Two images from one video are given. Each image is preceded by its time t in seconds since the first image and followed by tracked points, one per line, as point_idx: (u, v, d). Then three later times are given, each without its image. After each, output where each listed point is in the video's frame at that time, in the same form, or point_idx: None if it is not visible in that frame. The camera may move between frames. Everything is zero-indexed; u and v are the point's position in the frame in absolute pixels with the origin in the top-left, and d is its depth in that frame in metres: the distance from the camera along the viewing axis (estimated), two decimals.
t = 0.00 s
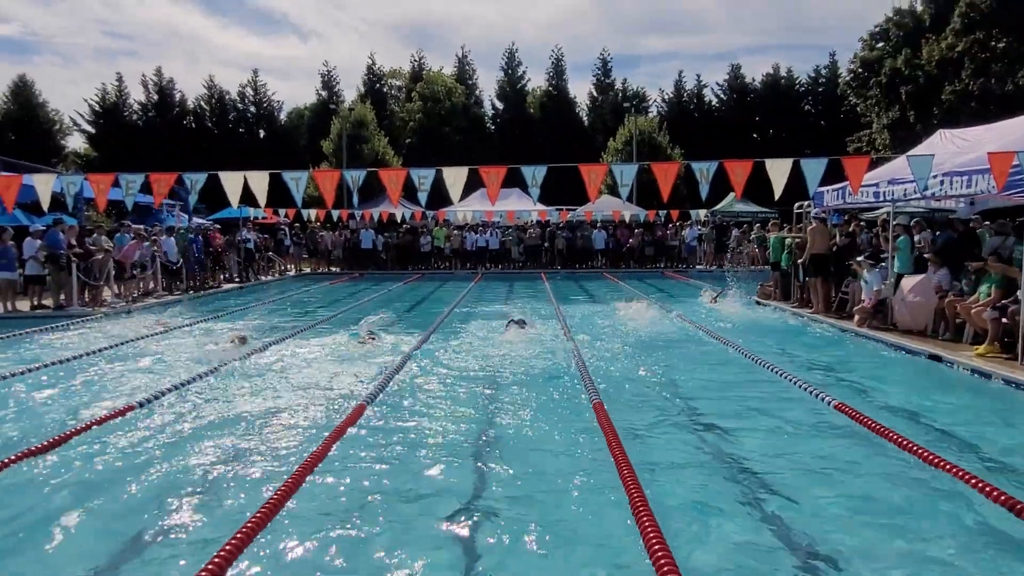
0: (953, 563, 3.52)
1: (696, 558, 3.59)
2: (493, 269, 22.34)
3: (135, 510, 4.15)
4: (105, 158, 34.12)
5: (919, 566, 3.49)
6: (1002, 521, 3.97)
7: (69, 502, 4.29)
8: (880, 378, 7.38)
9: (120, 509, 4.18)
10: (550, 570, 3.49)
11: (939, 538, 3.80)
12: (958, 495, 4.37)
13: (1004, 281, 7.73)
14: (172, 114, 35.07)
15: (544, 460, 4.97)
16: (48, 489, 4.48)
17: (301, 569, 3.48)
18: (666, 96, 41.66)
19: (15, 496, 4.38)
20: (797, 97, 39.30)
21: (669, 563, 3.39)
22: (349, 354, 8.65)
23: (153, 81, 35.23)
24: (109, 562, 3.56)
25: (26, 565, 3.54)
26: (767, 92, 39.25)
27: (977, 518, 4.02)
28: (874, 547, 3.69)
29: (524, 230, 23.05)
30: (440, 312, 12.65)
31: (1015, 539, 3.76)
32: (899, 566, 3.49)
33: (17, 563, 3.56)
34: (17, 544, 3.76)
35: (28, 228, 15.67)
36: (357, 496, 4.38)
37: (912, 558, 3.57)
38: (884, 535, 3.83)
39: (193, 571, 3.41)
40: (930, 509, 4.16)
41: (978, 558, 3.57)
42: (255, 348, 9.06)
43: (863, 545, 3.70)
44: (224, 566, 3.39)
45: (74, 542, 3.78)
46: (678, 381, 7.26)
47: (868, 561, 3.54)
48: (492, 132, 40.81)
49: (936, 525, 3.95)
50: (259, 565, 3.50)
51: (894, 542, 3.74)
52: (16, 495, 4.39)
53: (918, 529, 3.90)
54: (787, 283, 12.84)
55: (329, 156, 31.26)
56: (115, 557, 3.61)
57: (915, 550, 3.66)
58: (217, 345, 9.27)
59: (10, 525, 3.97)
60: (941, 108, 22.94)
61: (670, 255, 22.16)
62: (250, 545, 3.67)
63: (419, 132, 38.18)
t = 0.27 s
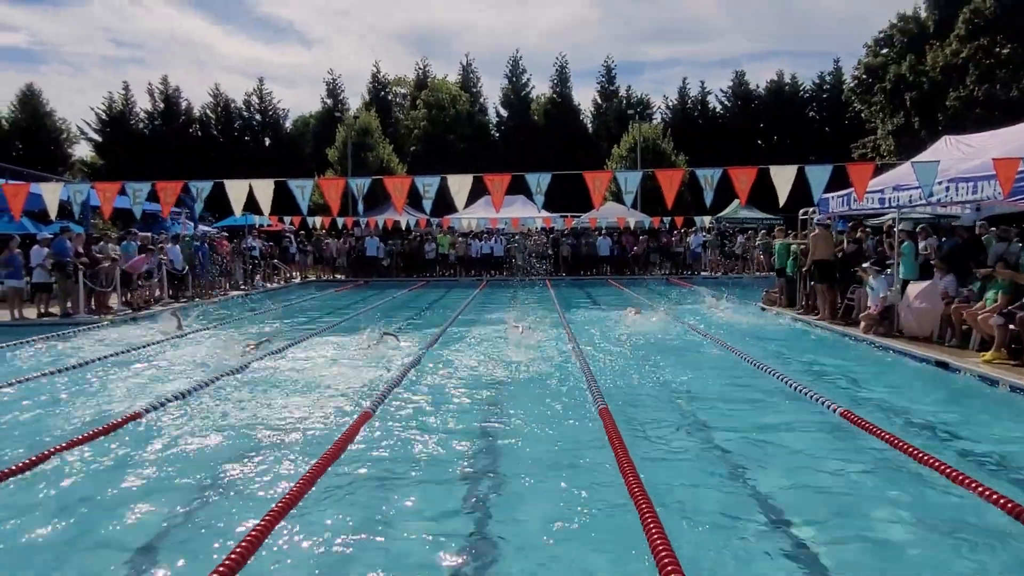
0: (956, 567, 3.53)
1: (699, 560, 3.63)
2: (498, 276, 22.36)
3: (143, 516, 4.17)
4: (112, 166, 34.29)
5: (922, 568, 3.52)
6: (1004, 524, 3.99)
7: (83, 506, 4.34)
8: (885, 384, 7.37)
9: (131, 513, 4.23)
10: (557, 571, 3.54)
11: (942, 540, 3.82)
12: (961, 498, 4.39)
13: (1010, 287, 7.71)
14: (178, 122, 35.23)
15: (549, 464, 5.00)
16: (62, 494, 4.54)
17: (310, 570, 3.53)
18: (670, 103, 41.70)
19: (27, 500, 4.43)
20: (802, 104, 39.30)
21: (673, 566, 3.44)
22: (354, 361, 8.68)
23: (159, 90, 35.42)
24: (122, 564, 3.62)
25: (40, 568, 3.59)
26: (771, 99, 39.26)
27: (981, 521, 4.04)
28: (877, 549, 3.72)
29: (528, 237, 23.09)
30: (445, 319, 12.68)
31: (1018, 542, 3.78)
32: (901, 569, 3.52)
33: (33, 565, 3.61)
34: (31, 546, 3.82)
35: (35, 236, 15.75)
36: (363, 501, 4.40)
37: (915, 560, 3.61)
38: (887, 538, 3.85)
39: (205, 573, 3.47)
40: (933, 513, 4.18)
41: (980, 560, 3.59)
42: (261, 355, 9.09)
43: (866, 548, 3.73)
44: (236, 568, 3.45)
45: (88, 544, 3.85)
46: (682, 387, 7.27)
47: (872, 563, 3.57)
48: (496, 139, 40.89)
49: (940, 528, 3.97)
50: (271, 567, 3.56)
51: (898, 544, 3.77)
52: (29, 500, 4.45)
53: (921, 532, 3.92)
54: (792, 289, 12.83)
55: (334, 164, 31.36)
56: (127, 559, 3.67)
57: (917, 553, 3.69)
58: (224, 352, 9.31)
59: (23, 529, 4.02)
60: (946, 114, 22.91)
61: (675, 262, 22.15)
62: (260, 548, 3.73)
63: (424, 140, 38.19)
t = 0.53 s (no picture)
0: (951, 568, 3.53)
1: (698, 561, 3.62)
2: (496, 276, 22.35)
3: (139, 517, 4.15)
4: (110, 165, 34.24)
5: (921, 570, 3.51)
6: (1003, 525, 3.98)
7: (79, 506, 4.32)
8: (882, 385, 7.37)
9: (128, 513, 4.21)
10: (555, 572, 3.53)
11: (941, 542, 3.82)
12: (959, 500, 4.38)
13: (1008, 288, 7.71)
14: (176, 122, 35.17)
15: (547, 465, 4.98)
16: (59, 494, 4.53)
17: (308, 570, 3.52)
18: (668, 103, 41.71)
19: (23, 500, 4.42)
20: (800, 104, 39.33)
21: (670, 565, 3.44)
22: (351, 361, 8.67)
23: (157, 89, 35.36)
24: (120, 564, 3.61)
25: (36, 568, 3.58)
26: (769, 99, 39.30)
27: (980, 523, 4.03)
28: (876, 551, 3.71)
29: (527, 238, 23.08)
30: (443, 319, 12.67)
31: (1018, 543, 3.77)
32: (901, 571, 3.51)
33: (28, 566, 3.60)
34: (28, 547, 3.81)
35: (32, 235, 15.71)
36: (361, 501, 4.39)
37: (913, 561, 3.60)
38: (885, 539, 3.84)
39: (202, 573, 3.46)
40: (932, 514, 4.17)
41: (979, 561, 3.59)
42: (258, 355, 9.06)
43: (864, 550, 3.72)
44: (233, 567, 3.44)
45: (85, 544, 3.83)
46: (679, 387, 7.26)
47: (871, 565, 3.56)
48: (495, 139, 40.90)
49: (938, 530, 3.96)
50: (268, 566, 3.56)
51: (896, 546, 3.77)
52: (26, 500, 4.43)
53: (920, 533, 3.91)
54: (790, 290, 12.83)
55: (332, 164, 31.34)
56: (124, 559, 3.66)
57: (915, 554, 3.68)
58: (222, 352, 9.30)
59: (19, 530, 4.00)
60: (943, 115, 22.94)
61: (673, 262, 22.15)
62: (257, 548, 3.72)
63: (422, 140, 38.14)
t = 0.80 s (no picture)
0: (942, 567, 3.55)
1: (688, 560, 3.64)
2: (488, 275, 22.34)
3: (128, 516, 4.13)
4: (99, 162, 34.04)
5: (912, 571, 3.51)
6: (994, 527, 3.98)
7: (68, 505, 4.29)
8: (872, 384, 7.41)
9: (118, 512, 4.19)
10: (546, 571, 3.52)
11: (933, 543, 3.82)
12: (950, 501, 4.38)
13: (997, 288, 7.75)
14: (166, 119, 35.00)
15: (539, 464, 4.99)
16: (47, 492, 4.49)
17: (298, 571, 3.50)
18: (661, 103, 41.77)
19: (10, 499, 4.38)
20: (791, 104, 39.46)
21: (661, 566, 3.44)
22: (343, 360, 8.64)
23: (148, 86, 35.17)
24: (108, 563, 3.58)
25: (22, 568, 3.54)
26: (761, 99, 39.40)
27: (971, 524, 4.04)
28: (867, 551, 3.71)
29: (519, 237, 23.05)
30: (435, 318, 12.65)
31: (1009, 544, 3.77)
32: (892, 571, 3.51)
33: (14, 566, 3.56)
34: (15, 546, 3.77)
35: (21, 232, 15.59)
36: (352, 500, 4.38)
37: (905, 562, 3.60)
38: (876, 540, 3.84)
39: (191, 573, 3.43)
40: (923, 515, 4.17)
41: (970, 562, 3.59)
42: (248, 354, 9.01)
43: (855, 551, 3.72)
44: (224, 566, 3.43)
45: (73, 544, 3.80)
46: (670, 387, 7.27)
47: (862, 565, 3.56)
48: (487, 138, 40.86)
49: (929, 530, 3.97)
50: (258, 566, 3.53)
51: (888, 546, 3.77)
52: (13, 499, 4.39)
53: (911, 534, 3.92)
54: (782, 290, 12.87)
55: (324, 162, 31.24)
56: (112, 558, 3.63)
57: (905, 553, 3.71)
58: (212, 351, 9.25)
59: (6, 529, 3.97)
60: (934, 116, 23.05)
61: (665, 262, 22.17)
62: (247, 547, 3.70)
63: (414, 138, 38.08)
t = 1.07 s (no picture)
0: (946, 566, 3.56)
1: (691, 560, 3.64)
2: (489, 277, 22.34)
3: (132, 518, 4.14)
4: (100, 165, 34.08)
5: (914, 569, 3.53)
6: (996, 526, 4.00)
7: (72, 507, 4.30)
8: (873, 385, 7.41)
9: (121, 514, 4.20)
10: (549, 570, 3.55)
11: (934, 542, 3.84)
12: (952, 501, 4.39)
13: (999, 288, 7.75)
14: (167, 123, 35.06)
15: (542, 465, 4.99)
16: (51, 495, 4.50)
17: (303, 570, 3.52)
18: (662, 105, 41.79)
19: (15, 501, 4.40)
20: (792, 106, 39.48)
21: (663, 564, 3.46)
22: (345, 362, 8.67)
23: (149, 90, 35.24)
24: (114, 564, 3.60)
25: (28, 569, 3.56)
26: (762, 101, 39.41)
27: (973, 523, 4.05)
28: (868, 550, 3.73)
29: (520, 238, 23.06)
30: (436, 320, 12.66)
31: (1010, 543, 3.79)
32: (894, 570, 3.52)
33: (19, 567, 3.58)
34: (20, 547, 3.79)
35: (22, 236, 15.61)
36: (356, 502, 4.38)
37: (906, 561, 3.62)
38: (877, 539, 3.86)
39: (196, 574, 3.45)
40: (924, 514, 4.19)
41: (971, 561, 3.61)
42: (250, 356, 9.01)
43: (856, 550, 3.74)
44: (229, 567, 3.45)
45: (78, 545, 3.82)
46: (672, 388, 7.27)
47: (863, 564, 3.58)
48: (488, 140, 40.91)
49: (930, 530, 3.98)
50: (263, 567, 3.55)
51: (889, 545, 3.79)
52: (17, 501, 4.41)
53: (913, 533, 3.93)
54: (784, 291, 12.87)
55: (325, 165, 31.27)
56: (117, 559, 3.65)
57: (908, 552, 3.71)
58: (213, 354, 9.25)
59: (11, 531, 3.98)
60: (935, 117, 23.05)
61: (666, 263, 22.16)
62: (252, 547, 3.71)
63: (415, 140, 38.14)
